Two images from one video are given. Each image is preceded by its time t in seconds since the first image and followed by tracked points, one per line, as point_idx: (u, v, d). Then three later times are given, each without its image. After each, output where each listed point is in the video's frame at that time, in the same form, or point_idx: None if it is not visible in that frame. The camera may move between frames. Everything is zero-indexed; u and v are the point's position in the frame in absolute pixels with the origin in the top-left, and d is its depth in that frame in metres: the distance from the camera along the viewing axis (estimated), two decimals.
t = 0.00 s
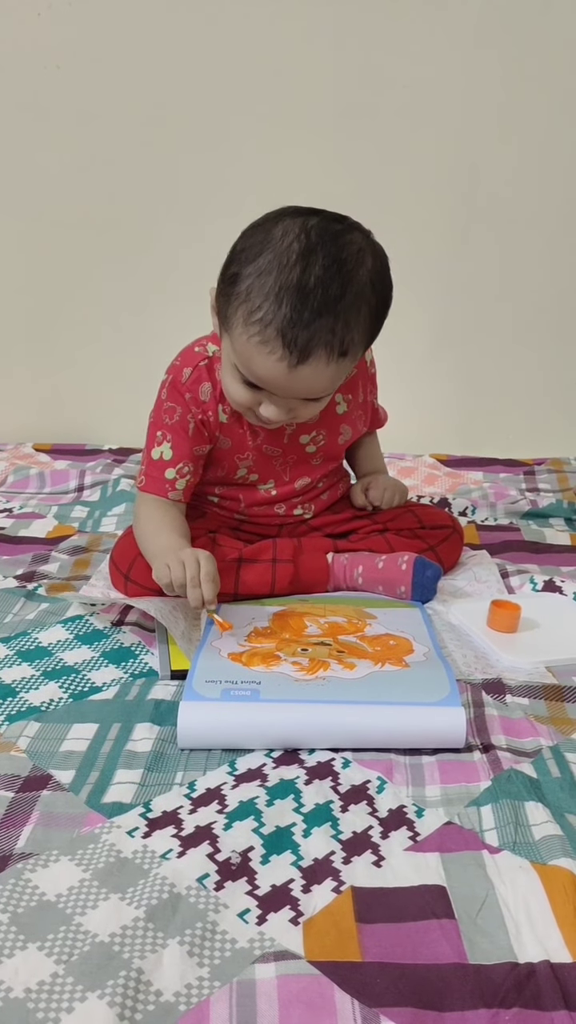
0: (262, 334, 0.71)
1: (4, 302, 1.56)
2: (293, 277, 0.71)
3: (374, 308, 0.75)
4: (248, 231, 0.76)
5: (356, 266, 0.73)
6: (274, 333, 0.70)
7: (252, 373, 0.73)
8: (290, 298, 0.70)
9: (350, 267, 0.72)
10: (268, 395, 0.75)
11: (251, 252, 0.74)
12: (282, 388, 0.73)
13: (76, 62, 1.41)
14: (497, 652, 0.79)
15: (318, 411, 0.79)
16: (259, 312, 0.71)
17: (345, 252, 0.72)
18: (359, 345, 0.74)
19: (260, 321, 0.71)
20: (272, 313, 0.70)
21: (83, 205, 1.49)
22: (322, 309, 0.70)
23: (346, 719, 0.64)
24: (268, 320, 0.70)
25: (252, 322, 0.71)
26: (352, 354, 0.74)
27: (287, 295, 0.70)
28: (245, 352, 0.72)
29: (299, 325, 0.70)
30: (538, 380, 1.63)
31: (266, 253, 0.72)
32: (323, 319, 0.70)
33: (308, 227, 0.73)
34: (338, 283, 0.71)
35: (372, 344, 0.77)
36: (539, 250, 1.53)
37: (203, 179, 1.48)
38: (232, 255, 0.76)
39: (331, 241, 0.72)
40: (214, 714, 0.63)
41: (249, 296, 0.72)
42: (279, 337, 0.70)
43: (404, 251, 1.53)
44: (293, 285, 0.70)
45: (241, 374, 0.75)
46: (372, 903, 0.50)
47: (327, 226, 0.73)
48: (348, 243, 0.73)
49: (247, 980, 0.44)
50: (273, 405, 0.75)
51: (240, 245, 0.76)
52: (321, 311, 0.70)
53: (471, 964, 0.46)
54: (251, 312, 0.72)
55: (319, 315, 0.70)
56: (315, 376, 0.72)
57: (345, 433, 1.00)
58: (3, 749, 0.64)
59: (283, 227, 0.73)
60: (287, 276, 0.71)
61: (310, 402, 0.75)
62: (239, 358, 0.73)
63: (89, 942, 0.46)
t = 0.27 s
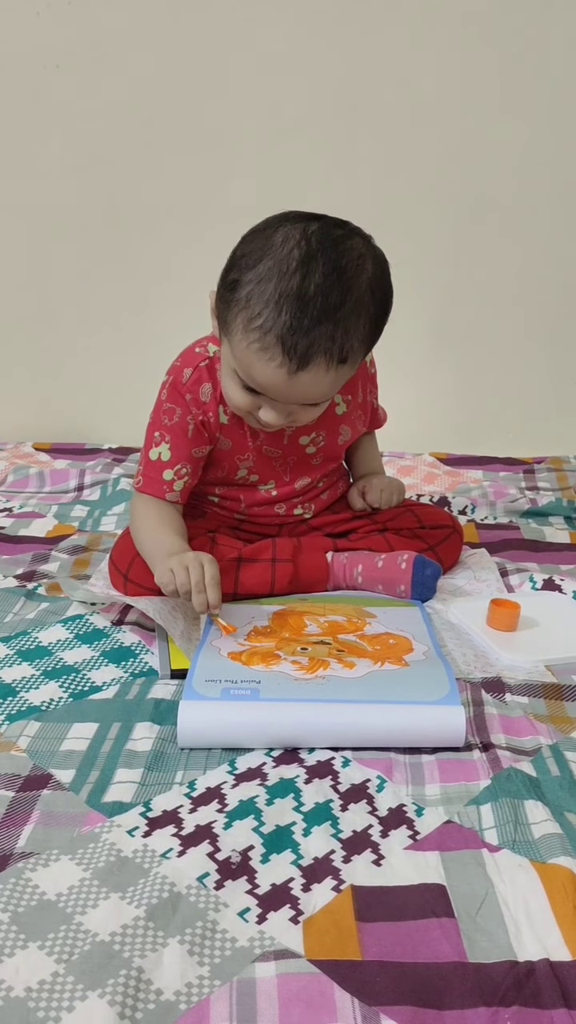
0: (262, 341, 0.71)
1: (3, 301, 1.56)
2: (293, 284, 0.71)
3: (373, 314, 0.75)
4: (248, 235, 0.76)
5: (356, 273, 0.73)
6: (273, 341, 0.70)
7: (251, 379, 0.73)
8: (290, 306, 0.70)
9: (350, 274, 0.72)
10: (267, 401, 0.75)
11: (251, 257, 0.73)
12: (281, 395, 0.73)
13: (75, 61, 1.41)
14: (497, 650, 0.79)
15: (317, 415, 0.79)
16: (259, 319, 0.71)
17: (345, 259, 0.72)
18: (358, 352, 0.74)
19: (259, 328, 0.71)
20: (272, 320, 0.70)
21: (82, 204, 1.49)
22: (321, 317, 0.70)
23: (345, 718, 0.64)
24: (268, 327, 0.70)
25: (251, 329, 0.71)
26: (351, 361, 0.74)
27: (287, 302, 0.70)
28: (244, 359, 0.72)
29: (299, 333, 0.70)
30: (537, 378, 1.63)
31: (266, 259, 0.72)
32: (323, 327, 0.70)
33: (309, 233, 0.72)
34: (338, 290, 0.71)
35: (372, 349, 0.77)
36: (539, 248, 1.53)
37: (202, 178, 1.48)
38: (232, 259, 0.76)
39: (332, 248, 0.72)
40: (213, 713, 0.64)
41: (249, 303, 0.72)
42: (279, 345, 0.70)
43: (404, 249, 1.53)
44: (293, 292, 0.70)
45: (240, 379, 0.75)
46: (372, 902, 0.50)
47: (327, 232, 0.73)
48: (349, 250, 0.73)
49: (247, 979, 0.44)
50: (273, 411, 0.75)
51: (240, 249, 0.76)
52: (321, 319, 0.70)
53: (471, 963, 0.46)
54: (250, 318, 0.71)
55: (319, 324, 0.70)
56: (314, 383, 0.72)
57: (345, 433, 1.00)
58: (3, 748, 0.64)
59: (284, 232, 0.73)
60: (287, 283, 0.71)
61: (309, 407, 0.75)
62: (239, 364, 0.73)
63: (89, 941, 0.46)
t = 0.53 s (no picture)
0: (264, 344, 0.70)
1: (4, 301, 1.56)
2: (297, 288, 0.70)
3: (376, 319, 0.75)
4: (252, 238, 0.76)
5: (360, 278, 0.73)
6: (276, 344, 0.70)
7: (253, 382, 0.73)
8: (293, 310, 0.70)
9: (354, 279, 0.72)
10: (268, 403, 0.74)
11: (255, 260, 0.73)
12: (283, 398, 0.73)
13: (75, 61, 1.41)
14: (497, 650, 0.79)
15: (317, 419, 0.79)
16: (261, 322, 0.71)
17: (349, 263, 0.72)
18: (360, 357, 0.74)
19: (262, 330, 0.71)
20: (274, 323, 0.70)
21: (82, 204, 1.49)
22: (324, 321, 0.70)
23: (345, 718, 0.64)
24: (271, 331, 0.70)
25: (254, 332, 0.71)
26: (353, 366, 0.74)
27: (290, 306, 0.70)
28: (246, 361, 0.72)
29: (302, 337, 0.70)
30: (537, 378, 1.63)
31: (270, 262, 0.72)
32: (326, 331, 0.70)
33: (313, 237, 0.72)
34: (341, 294, 0.71)
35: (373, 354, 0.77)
36: (538, 248, 1.53)
37: (201, 178, 1.48)
38: (235, 262, 0.76)
39: (336, 253, 0.72)
40: (214, 713, 0.64)
41: (251, 305, 0.72)
42: (281, 348, 0.70)
43: (404, 249, 1.53)
44: (297, 296, 0.70)
45: (241, 381, 0.75)
46: (373, 901, 0.50)
47: (331, 236, 0.73)
48: (353, 254, 0.73)
49: (247, 979, 0.44)
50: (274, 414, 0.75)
51: (244, 251, 0.76)
52: (323, 323, 0.70)
53: (471, 963, 0.46)
54: (253, 321, 0.71)
55: (322, 328, 0.70)
56: (316, 387, 0.72)
57: (346, 434, 1.00)
58: (4, 749, 0.64)
59: (288, 236, 0.73)
60: (290, 287, 0.71)
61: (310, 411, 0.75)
62: (240, 366, 0.73)
63: (90, 941, 0.46)
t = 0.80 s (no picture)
0: (267, 347, 0.70)
1: (4, 301, 1.56)
2: (301, 291, 0.70)
3: (379, 324, 0.75)
4: (256, 240, 0.76)
5: (364, 283, 0.73)
6: (279, 347, 0.70)
7: (255, 384, 0.73)
8: (296, 313, 0.70)
9: (358, 284, 0.72)
10: (269, 406, 0.74)
11: (259, 263, 0.73)
12: (285, 401, 0.73)
13: (75, 61, 1.41)
14: (498, 649, 0.79)
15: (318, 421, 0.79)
16: (265, 325, 0.71)
17: (353, 268, 0.72)
18: (362, 361, 0.74)
19: (265, 334, 0.70)
20: (278, 326, 0.70)
21: (83, 204, 1.49)
22: (328, 325, 0.70)
23: (345, 718, 0.64)
24: (274, 334, 0.70)
25: (257, 335, 0.71)
26: (355, 370, 0.74)
27: (294, 309, 0.70)
28: (248, 364, 0.72)
29: (305, 341, 0.70)
30: (537, 377, 1.63)
31: (274, 265, 0.72)
32: (329, 335, 0.70)
33: (318, 241, 0.72)
34: (345, 299, 0.71)
35: (375, 359, 0.78)
36: (538, 248, 1.53)
37: (202, 178, 1.48)
38: (239, 263, 0.76)
39: (340, 257, 0.72)
40: (214, 713, 0.64)
41: (255, 308, 0.71)
42: (284, 352, 0.70)
43: (404, 249, 1.53)
44: (301, 299, 0.70)
45: (243, 383, 0.75)
46: (374, 901, 0.50)
47: (336, 240, 0.73)
48: (357, 259, 0.73)
49: (249, 978, 0.44)
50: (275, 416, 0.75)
51: (248, 253, 0.75)
52: (327, 327, 0.70)
53: (473, 963, 0.46)
54: (256, 324, 0.71)
55: (325, 332, 0.70)
56: (318, 391, 0.72)
57: (347, 435, 1.00)
58: (4, 748, 0.64)
59: (292, 239, 0.73)
60: (294, 290, 0.70)
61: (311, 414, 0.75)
62: (243, 368, 0.73)
63: (90, 941, 0.46)
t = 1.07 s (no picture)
0: (270, 352, 0.70)
1: (4, 302, 1.56)
2: (304, 296, 0.70)
3: (380, 330, 0.75)
4: (260, 244, 0.76)
5: (367, 289, 0.73)
6: (281, 352, 0.70)
7: (257, 388, 0.73)
8: (299, 318, 0.70)
9: (361, 290, 0.72)
10: (270, 409, 0.74)
11: (262, 267, 0.73)
12: (286, 405, 0.73)
13: (75, 61, 1.41)
14: (498, 649, 0.79)
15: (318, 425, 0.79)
16: (267, 329, 0.71)
17: (357, 273, 0.72)
18: (364, 367, 0.74)
19: (268, 338, 0.70)
20: (281, 331, 0.70)
21: (83, 204, 1.49)
22: (331, 331, 0.70)
23: (346, 718, 0.64)
24: (276, 338, 0.70)
25: (259, 339, 0.71)
26: (357, 376, 0.74)
27: (297, 314, 0.70)
28: (250, 368, 0.72)
29: (308, 346, 0.69)
30: (537, 377, 1.63)
31: (278, 269, 0.72)
32: (332, 340, 0.70)
33: (322, 246, 0.72)
34: (348, 305, 0.71)
35: (377, 364, 0.78)
36: (538, 248, 1.53)
37: (202, 178, 1.48)
38: (242, 267, 0.76)
39: (344, 263, 0.72)
40: (214, 713, 0.64)
41: (258, 312, 0.71)
42: (286, 356, 0.70)
43: (404, 249, 1.53)
44: (304, 304, 0.70)
45: (244, 387, 0.75)
46: (373, 900, 0.50)
47: (340, 246, 0.73)
48: (361, 265, 0.73)
49: (249, 977, 0.44)
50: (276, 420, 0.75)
51: (251, 256, 0.75)
52: (330, 332, 0.70)
53: (473, 962, 0.46)
54: (259, 328, 0.71)
55: (328, 338, 0.70)
56: (319, 396, 0.72)
57: (348, 436, 1.00)
58: (5, 748, 0.64)
59: (296, 243, 0.73)
60: (297, 295, 0.70)
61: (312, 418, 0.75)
62: (244, 372, 0.73)
63: (91, 940, 0.46)
